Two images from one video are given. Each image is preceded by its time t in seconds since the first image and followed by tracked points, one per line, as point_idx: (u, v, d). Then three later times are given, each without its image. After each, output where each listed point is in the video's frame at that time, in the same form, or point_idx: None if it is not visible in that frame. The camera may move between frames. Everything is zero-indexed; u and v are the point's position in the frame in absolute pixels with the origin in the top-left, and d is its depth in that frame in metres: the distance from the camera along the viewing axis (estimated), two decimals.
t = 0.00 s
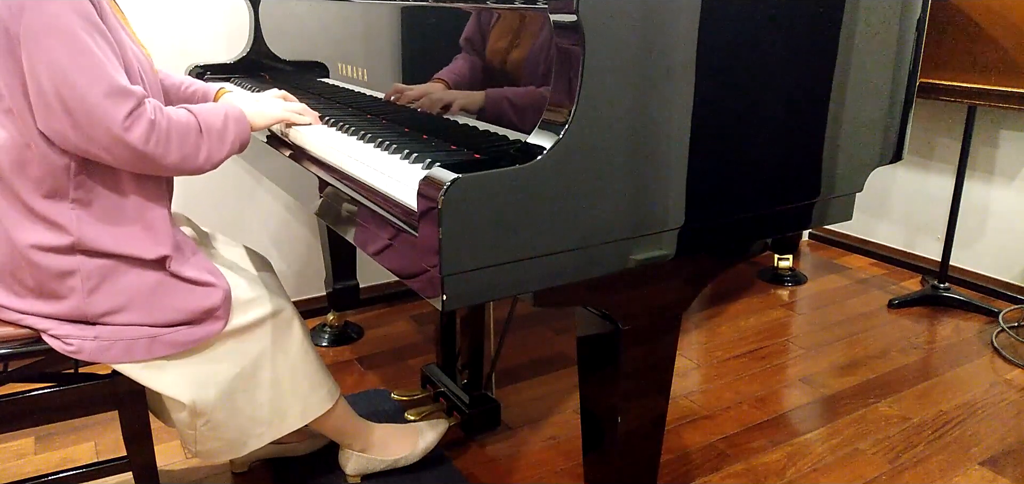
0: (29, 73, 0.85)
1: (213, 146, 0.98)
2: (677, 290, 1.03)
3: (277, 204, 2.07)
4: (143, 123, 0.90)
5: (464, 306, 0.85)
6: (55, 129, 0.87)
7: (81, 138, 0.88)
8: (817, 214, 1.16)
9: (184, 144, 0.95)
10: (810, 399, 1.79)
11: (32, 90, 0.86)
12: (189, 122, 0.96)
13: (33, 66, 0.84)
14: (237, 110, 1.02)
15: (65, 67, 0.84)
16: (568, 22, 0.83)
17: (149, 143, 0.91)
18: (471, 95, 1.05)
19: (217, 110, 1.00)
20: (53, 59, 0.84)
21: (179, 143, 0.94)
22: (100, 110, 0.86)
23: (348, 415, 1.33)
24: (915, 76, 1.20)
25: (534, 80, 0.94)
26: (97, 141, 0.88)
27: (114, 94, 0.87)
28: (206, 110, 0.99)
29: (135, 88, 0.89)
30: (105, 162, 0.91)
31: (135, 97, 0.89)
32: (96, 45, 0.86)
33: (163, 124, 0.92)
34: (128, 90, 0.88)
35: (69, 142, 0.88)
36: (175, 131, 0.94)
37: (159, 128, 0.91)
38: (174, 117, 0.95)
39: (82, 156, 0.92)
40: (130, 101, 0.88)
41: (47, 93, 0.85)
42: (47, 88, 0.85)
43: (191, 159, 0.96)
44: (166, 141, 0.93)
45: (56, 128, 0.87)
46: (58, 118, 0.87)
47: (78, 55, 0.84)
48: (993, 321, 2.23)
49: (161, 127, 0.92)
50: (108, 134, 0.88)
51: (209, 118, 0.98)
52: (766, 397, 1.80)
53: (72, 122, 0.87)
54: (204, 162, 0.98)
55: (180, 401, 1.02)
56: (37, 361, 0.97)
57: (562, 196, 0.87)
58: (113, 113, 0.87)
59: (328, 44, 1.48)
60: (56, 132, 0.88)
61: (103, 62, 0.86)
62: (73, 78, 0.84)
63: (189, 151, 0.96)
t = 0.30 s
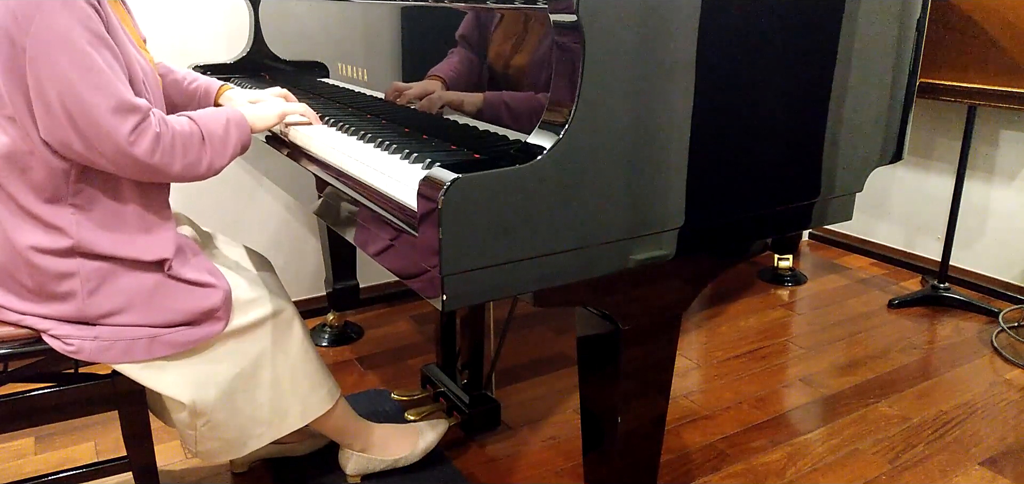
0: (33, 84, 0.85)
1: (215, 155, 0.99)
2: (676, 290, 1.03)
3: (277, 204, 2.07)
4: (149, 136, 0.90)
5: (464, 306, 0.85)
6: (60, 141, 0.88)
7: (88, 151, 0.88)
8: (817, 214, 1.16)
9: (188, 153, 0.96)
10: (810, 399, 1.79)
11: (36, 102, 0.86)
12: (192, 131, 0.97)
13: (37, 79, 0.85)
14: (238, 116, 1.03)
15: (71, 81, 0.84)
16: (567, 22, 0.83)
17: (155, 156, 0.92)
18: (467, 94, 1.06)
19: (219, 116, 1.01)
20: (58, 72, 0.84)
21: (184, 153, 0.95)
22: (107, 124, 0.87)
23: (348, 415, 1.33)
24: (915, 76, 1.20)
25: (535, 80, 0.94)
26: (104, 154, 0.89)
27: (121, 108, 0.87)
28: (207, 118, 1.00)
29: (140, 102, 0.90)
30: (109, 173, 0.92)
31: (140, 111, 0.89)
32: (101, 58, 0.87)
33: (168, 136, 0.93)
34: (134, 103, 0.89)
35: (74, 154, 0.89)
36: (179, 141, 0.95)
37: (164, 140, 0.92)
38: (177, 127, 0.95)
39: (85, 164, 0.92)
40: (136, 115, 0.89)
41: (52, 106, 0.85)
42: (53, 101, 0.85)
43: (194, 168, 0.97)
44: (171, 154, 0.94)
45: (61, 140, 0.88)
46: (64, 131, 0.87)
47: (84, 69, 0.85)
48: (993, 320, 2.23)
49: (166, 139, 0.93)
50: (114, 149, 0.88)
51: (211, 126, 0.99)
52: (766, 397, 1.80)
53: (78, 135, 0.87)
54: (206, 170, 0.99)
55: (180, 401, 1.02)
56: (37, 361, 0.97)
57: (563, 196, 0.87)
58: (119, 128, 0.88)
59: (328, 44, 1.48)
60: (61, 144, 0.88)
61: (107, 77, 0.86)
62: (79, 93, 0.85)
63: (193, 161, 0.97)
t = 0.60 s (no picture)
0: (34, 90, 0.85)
1: (218, 160, 1.00)
2: (676, 290, 1.03)
3: (277, 204, 2.07)
4: (152, 141, 0.91)
5: (464, 306, 0.85)
6: (63, 146, 0.88)
7: (90, 156, 0.89)
8: (817, 214, 1.16)
9: (190, 159, 0.96)
10: (810, 399, 1.79)
11: (38, 107, 0.86)
12: (195, 136, 0.97)
13: (39, 85, 0.85)
14: (241, 121, 1.03)
15: (73, 88, 0.84)
16: (568, 23, 0.83)
17: (158, 161, 0.92)
18: (468, 96, 1.06)
19: (221, 121, 1.01)
20: (60, 79, 0.84)
21: (186, 158, 0.96)
22: (109, 130, 0.87)
23: (348, 415, 1.33)
24: (915, 77, 1.20)
25: (535, 80, 0.94)
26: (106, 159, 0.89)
27: (123, 115, 0.87)
28: (210, 122, 1.00)
29: (143, 107, 0.90)
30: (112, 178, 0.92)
31: (143, 116, 0.89)
32: (102, 64, 0.87)
33: (171, 141, 0.93)
34: (136, 109, 0.89)
35: (77, 159, 0.89)
36: (181, 147, 0.95)
37: (167, 146, 0.93)
38: (181, 133, 0.96)
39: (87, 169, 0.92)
40: (139, 121, 0.89)
41: (54, 112, 0.85)
42: (55, 107, 0.85)
43: (197, 173, 0.97)
44: (174, 159, 0.94)
45: (64, 146, 0.88)
46: (67, 137, 0.87)
47: (85, 76, 0.85)
48: (993, 321, 2.23)
49: (168, 145, 0.93)
50: (117, 155, 0.89)
51: (214, 131, 0.99)
52: (767, 397, 1.80)
53: (81, 141, 0.87)
54: (210, 176, 0.99)
55: (180, 401, 1.02)
56: (37, 362, 0.97)
57: (562, 197, 0.87)
58: (123, 133, 0.88)
59: (328, 44, 1.48)
60: (63, 149, 0.88)
61: (109, 83, 0.86)
62: (82, 99, 0.85)
63: (196, 166, 0.97)
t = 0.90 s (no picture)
0: (45, 83, 0.85)
1: (237, 136, 1.00)
2: (676, 289, 1.03)
3: (277, 203, 2.07)
4: (172, 119, 0.91)
5: (464, 306, 0.85)
6: (80, 136, 0.88)
7: (110, 142, 0.89)
8: (817, 215, 1.16)
9: (211, 136, 0.97)
10: (810, 399, 1.79)
11: (51, 100, 0.86)
12: (213, 114, 0.98)
13: (52, 76, 0.85)
14: (254, 97, 1.04)
15: (84, 75, 0.85)
16: (568, 23, 0.83)
17: (180, 139, 0.92)
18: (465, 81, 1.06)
19: (235, 98, 1.02)
20: (71, 68, 0.84)
21: (207, 135, 0.96)
22: (129, 112, 0.87)
23: (348, 415, 1.33)
24: (915, 77, 1.20)
25: (535, 81, 0.94)
26: (128, 143, 0.89)
27: (141, 95, 0.88)
28: (225, 100, 1.00)
29: (157, 87, 0.90)
30: (137, 165, 0.93)
31: (159, 95, 0.90)
32: (112, 49, 0.87)
33: (191, 119, 0.94)
34: (153, 89, 0.89)
35: (97, 150, 0.89)
36: (201, 124, 0.95)
37: (187, 123, 0.93)
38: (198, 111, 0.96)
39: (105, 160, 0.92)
40: (156, 100, 0.89)
41: (66, 102, 0.86)
42: (70, 96, 0.85)
43: (219, 151, 0.98)
44: (196, 138, 0.94)
45: (81, 136, 0.88)
46: (85, 126, 0.87)
47: (98, 60, 0.85)
48: (993, 321, 2.23)
49: (189, 122, 0.93)
50: (139, 137, 0.89)
51: (230, 109, 1.00)
52: (767, 397, 1.80)
53: (100, 127, 0.87)
54: (232, 152, 1.00)
55: (180, 401, 1.02)
56: (37, 362, 0.97)
57: (563, 197, 0.87)
58: (142, 114, 0.88)
59: (328, 44, 1.48)
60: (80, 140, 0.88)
61: (120, 66, 0.87)
62: (94, 85, 0.85)
63: (217, 143, 0.98)
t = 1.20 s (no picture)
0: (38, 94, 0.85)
1: (231, 153, 1.00)
2: (676, 289, 1.03)
3: (277, 203, 2.07)
4: (157, 141, 0.90)
5: (464, 306, 0.85)
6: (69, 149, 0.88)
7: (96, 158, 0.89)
8: (817, 215, 1.16)
9: (201, 155, 0.96)
10: (810, 399, 1.79)
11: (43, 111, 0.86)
12: (205, 132, 0.97)
13: (43, 90, 0.85)
14: (254, 111, 1.03)
15: (72, 94, 0.84)
16: (568, 23, 0.83)
17: (164, 161, 0.92)
18: (474, 90, 1.05)
19: (234, 114, 1.01)
20: (60, 84, 0.84)
21: (196, 155, 0.96)
22: (114, 133, 0.87)
23: (349, 415, 1.33)
24: (915, 77, 1.20)
25: (536, 82, 0.94)
26: (112, 162, 0.89)
27: (126, 117, 0.87)
28: (221, 117, 0.99)
29: (145, 107, 0.90)
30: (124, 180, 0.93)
31: (146, 117, 0.89)
32: (104, 66, 0.86)
33: (178, 140, 0.93)
34: (139, 111, 0.88)
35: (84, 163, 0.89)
36: (190, 144, 0.95)
37: (174, 144, 0.93)
38: (189, 128, 0.95)
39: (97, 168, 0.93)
40: (142, 121, 0.89)
41: (58, 117, 0.86)
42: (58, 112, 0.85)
43: (208, 170, 0.97)
44: (183, 157, 0.94)
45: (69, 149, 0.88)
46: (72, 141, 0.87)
47: (86, 79, 0.85)
48: (993, 320, 2.23)
49: (175, 143, 0.93)
50: (122, 158, 0.89)
51: (224, 126, 0.99)
52: (766, 397, 1.80)
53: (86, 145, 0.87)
54: (224, 170, 0.99)
55: (180, 401, 1.02)
56: (37, 362, 0.97)
57: (562, 197, 0.87)
58: (126, 136, 0.88)
59: (328, 44, 1.47)
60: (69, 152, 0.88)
61: (109, 85, 0.86)
62: (83, 104, 0.85)
63: (206, 162, 0.97)
